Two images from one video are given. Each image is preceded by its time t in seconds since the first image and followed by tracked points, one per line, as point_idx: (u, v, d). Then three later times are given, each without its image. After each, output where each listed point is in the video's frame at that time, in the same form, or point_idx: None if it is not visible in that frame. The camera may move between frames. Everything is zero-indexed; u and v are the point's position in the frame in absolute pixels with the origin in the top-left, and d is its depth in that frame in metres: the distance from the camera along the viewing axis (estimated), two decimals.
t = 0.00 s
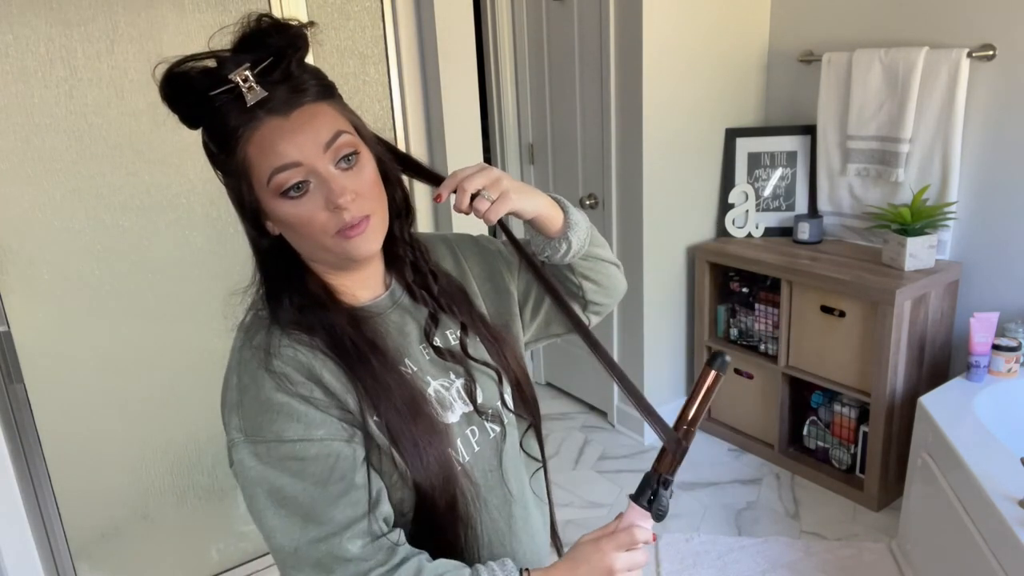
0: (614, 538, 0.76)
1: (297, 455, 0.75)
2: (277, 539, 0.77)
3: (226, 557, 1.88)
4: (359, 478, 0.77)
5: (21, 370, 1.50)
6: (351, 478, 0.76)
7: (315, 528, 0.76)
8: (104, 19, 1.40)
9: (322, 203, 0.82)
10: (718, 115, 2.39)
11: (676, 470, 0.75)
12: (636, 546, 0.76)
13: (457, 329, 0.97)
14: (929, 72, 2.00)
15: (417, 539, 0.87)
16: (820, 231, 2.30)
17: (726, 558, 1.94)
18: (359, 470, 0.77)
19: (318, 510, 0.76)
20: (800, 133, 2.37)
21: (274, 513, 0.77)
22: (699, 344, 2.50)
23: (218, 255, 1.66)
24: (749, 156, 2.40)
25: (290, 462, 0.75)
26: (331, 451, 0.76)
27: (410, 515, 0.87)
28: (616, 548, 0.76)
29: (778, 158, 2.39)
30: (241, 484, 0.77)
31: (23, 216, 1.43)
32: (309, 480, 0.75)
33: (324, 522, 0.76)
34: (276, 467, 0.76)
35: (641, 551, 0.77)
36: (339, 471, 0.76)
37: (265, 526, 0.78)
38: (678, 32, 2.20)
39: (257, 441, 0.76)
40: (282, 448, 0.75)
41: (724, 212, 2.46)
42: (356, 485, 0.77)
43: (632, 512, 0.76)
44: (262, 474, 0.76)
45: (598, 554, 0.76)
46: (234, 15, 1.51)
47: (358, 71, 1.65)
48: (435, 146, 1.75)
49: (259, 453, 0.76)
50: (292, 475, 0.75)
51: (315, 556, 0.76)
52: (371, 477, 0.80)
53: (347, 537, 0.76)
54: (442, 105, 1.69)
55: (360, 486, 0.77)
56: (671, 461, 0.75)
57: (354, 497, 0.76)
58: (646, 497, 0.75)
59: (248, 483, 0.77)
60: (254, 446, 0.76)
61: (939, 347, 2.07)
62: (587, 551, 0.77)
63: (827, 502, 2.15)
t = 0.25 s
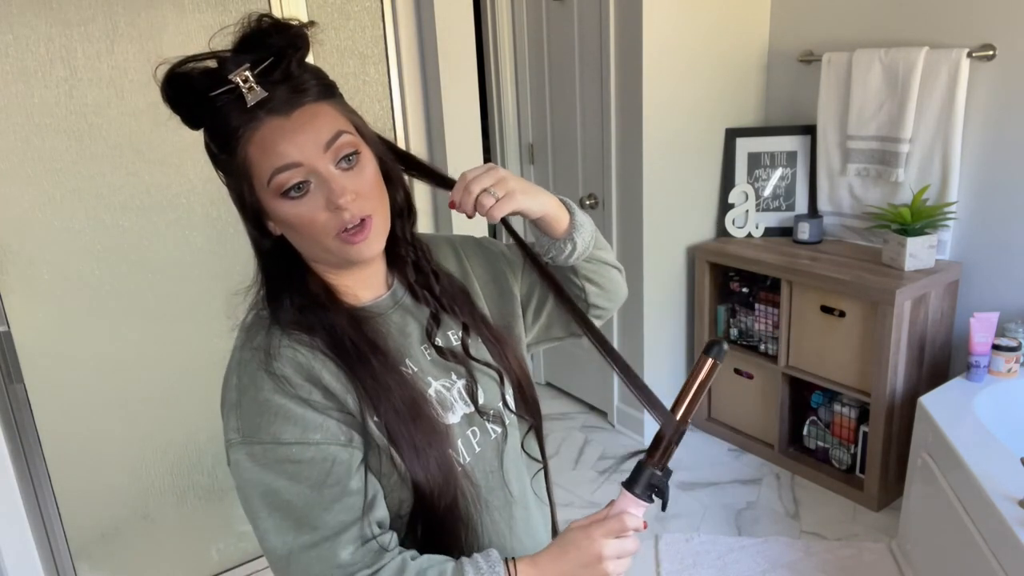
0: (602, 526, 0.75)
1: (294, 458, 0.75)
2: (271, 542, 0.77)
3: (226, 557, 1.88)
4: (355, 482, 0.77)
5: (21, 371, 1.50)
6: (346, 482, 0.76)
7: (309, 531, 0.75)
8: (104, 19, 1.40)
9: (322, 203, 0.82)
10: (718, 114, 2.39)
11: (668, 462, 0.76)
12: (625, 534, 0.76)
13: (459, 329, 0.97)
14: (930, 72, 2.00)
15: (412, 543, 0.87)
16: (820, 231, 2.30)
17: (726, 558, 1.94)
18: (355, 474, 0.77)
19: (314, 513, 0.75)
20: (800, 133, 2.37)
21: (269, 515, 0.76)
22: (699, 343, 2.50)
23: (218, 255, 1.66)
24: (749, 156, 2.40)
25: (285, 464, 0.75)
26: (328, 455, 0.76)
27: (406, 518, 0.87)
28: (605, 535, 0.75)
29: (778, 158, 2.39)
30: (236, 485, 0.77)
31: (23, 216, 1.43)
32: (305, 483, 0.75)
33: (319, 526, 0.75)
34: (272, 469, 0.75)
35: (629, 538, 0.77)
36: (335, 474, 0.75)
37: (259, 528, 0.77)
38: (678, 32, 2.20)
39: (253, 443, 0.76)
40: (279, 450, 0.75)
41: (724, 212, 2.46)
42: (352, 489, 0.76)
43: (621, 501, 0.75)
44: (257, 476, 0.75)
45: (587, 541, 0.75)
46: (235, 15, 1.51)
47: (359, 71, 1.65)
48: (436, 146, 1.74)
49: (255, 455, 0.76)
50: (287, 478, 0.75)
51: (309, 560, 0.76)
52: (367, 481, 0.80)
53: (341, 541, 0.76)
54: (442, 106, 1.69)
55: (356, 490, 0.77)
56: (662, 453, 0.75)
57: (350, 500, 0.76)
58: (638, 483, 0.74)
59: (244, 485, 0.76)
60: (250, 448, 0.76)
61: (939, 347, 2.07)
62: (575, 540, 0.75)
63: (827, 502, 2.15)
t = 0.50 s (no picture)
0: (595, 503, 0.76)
1: (293, 459, 0.75)
2: (268, 544, 0.77)
3: (226, 557, 1.88)
4: (353, 485, 0.77)
5: (21, 370, 1.50)
6: (344, 485, 0.76)
7: (306, 533, 0.76)
8: (104, 18, 1.40)
9: (323, 203, 0.82)
10: (718, 115, 2.39)
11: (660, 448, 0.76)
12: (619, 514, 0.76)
13: (461, 329, 0.97)
14: (930, 72, 2.00)
15: (412, 541, 0.88)
16: (820, 231, 2.30)
17: (726, 558, 1.94)
18: (353, 477, 0.77)
19: (311, 515, 0.75)
20: (801, 133, 2.37)
21: (267, 516, 0.76)
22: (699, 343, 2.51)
23: (218, 255, 1.66)
24: (749, 156, 2.40)
25: (284, 466, 0.75)
26: (327, 457, 0.76)
27: (404, 519, 0.87)
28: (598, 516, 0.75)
29: (778, 158, 2.39)
30: (234, 485, 0.77)
31: (23, 216, 1.43)
32: (304, 485, 0.75)
33: (316, 528, 0.76)
34: (270, 470, 0.75)
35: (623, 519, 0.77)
36: (333, 477, 0.76)
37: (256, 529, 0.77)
38: (678, 32, 2.20)
39: (253, 443, 0.76)
40: (278, 452, 0.75)
41: (724, 212, 2.46)
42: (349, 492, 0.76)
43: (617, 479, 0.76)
44: (255, 476, 0.75)
45: (579, 520, 0.75)
46: (234, 15, 1.51)
47: (359, 71, 1.65)
48: (435, 145, 1.75)
49: (254, 455, 0.76)
50: (285, 479, 0.75)
51: (305, 562, 0.76)
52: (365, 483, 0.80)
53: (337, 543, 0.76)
54: (442, 105, 1.69)
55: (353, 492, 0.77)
56: (656, 437, 0.75)
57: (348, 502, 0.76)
58: (635, 466, 0.74)
59: (242, 485, 0.76)
60: (248, 448, 0.76)
61: (939, 347, 2.07)
62: (567, 520, 0.75)
63: (827, 502, 2.15)
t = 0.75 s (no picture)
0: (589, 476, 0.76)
1: (295, 458, 0.75)
2: (270, 543, 0.77)
3: (226, 557, 1.88)
4: (355, 484, 0.77)
5: (21, 371, 1.49)
6: (346, 484, 0.76)
7: (308, 533, 0.76)
8: (104, 19, 1.40)
9: (324, 205, 0.82)
10: (718, 115, 2.39)
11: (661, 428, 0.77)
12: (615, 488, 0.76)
13: (462, 328, 0.97)
14: (929, 72, 2.00)
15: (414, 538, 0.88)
16: (820, 231, 2.30)
17: (726, 558, 1.94)
18: (355, 476, 0.77)
19: (314, 514, 0.75)
20: (801, 133, 2.37)
21: (270, 516, 0.76)
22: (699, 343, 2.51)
23: (218, 255, 1.66)
24: (749, 156, 2.40)
25: (286, 465, 0.75)
26: (329, 456, 0.76)
27: (406, 518, 0.87)
28: (594, 488, 0.76)
29: (778, 158, 2.39)
30: (237, 485, 0.77)
31: (23, 216, 1.43)
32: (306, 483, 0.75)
33: (319, 527, 0.75)
34: (273, 470, 0.75)
35: (619, 495, 0.77)
36: (336, 476, 0.76)
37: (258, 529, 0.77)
38: (678, 32, 2.20)
39: (255, 442, 0.76)
40: (279, 451, 0.75)
41: (724, 212, 2.46)
42: (352, 491, 0.77)
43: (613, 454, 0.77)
44: (256, 475, 0.75)
45: (574, 492, 0.76)
46: (234, 15, 1.51)
47: (359, 71, 1.65)
48: (435, 145, 1.75)
49: (256, 455, 0.76)
50: (288, 478, 0.75)
51: (308, 562, 0.76)
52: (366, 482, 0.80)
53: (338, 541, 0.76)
54: (442, 106, 1.69)
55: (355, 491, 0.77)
56: (656, 416, 0.77)
57: (350, 502, 0.76)
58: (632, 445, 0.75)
59: (245, 484, 0.77)
60: (251, 448, 0.76)
61: (939, 347, 2.07)
62: (562, 494, 0.76)
63: (827, 502, 2.15)
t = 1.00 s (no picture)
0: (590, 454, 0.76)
1: (298, 458, 0.75)
2: (276, 544, 0.77)
3: (226, 557, 1.88)
4: (358, 482, 0.77)
5: (21, 370, 1.49)
6: (350, 482, 0.76)
7: (313, 532, 0.76)
8: (104, 18, 1.40)
9: (320, 206, 0.82)
10: (718, 115, 2.39)
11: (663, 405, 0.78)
12: (617, 466, 0.76)
13: (462, 328, 0.97)
14: (929, 72, 2.00)
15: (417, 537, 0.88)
16: (820, 231, 2.30)
17: (726, 558, 1.94)
18: (358, 475, 0.77)
19: (319, 513, 0.75)
20: (800, 133, 2.37)
21: (275, 516, 0.76)
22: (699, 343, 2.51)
23: (218, 255, 1.66)
24: (749, 156, 2.40)
25: (290, 464, 0.75)
26: (332, 455, 0.76)
27: (409, 516, 0.87)
28: (595, 466, 0.76)
29: (778, 158, 2.39)
30: (240, 487, 0.77)
31: (23, 216, 1.43)
32: (310, 483, 0.75)
33: (324, 527, 0.76)
34: (276, 470, 0.75)
35: (620, 474, 0.77)
36: (340, 474, 0.76)
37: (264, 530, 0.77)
38: (678, 32, 2.20)
39: (258, 443, 0.76)
40: (282, 451, 0.75)
41: (724, 212, 2.46)
42: (355, 489, 0.77)
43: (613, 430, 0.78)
44: (260, 476, 0.75)
45: (575, 470, 0.75)
46: (234, 16, 1.52)
47: (359, 71, 1.64)
48: (435, 145, 1.75)
49: (259, 456, 0.76)
50: (292, 478, 0.75)
51: (313, 562, 0.76)
52: (369, 480, 0.80)
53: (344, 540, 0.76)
54: (442, 106, 1.69)
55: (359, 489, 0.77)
56: (659, 392, 0.77)
57: (354, 500, 0.76)
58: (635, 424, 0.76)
59: (248, 485, 0.76)
60: (254, 448, 0.76)
61: (939, 347, 2.07)
62: (562, 473, 0.76)
63: (827, 502, 2.15)
